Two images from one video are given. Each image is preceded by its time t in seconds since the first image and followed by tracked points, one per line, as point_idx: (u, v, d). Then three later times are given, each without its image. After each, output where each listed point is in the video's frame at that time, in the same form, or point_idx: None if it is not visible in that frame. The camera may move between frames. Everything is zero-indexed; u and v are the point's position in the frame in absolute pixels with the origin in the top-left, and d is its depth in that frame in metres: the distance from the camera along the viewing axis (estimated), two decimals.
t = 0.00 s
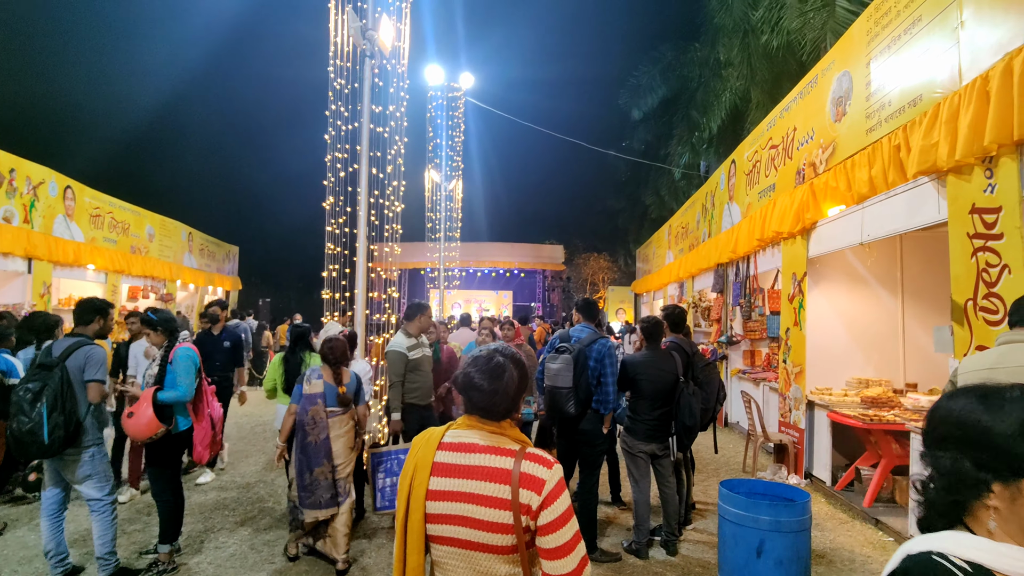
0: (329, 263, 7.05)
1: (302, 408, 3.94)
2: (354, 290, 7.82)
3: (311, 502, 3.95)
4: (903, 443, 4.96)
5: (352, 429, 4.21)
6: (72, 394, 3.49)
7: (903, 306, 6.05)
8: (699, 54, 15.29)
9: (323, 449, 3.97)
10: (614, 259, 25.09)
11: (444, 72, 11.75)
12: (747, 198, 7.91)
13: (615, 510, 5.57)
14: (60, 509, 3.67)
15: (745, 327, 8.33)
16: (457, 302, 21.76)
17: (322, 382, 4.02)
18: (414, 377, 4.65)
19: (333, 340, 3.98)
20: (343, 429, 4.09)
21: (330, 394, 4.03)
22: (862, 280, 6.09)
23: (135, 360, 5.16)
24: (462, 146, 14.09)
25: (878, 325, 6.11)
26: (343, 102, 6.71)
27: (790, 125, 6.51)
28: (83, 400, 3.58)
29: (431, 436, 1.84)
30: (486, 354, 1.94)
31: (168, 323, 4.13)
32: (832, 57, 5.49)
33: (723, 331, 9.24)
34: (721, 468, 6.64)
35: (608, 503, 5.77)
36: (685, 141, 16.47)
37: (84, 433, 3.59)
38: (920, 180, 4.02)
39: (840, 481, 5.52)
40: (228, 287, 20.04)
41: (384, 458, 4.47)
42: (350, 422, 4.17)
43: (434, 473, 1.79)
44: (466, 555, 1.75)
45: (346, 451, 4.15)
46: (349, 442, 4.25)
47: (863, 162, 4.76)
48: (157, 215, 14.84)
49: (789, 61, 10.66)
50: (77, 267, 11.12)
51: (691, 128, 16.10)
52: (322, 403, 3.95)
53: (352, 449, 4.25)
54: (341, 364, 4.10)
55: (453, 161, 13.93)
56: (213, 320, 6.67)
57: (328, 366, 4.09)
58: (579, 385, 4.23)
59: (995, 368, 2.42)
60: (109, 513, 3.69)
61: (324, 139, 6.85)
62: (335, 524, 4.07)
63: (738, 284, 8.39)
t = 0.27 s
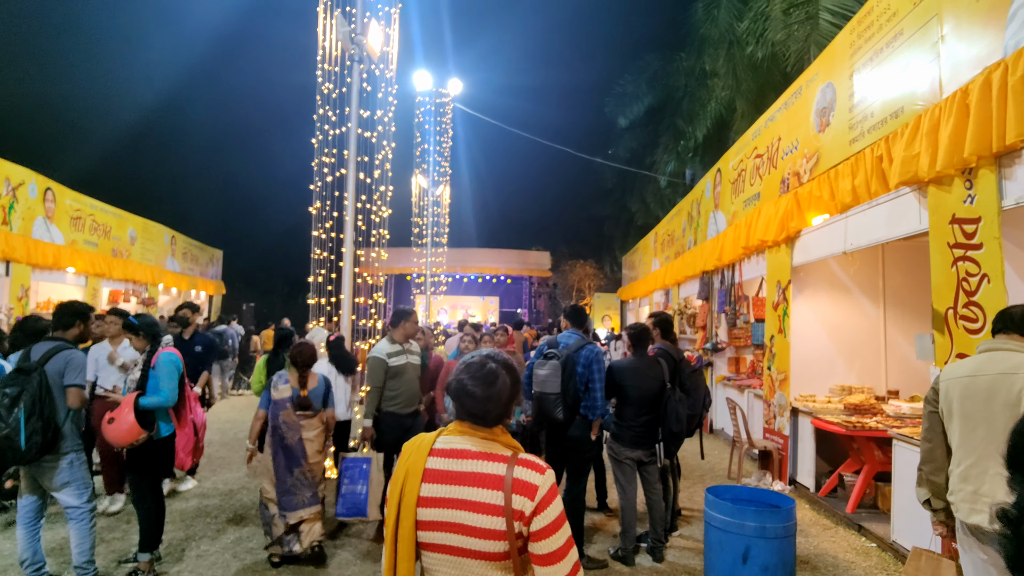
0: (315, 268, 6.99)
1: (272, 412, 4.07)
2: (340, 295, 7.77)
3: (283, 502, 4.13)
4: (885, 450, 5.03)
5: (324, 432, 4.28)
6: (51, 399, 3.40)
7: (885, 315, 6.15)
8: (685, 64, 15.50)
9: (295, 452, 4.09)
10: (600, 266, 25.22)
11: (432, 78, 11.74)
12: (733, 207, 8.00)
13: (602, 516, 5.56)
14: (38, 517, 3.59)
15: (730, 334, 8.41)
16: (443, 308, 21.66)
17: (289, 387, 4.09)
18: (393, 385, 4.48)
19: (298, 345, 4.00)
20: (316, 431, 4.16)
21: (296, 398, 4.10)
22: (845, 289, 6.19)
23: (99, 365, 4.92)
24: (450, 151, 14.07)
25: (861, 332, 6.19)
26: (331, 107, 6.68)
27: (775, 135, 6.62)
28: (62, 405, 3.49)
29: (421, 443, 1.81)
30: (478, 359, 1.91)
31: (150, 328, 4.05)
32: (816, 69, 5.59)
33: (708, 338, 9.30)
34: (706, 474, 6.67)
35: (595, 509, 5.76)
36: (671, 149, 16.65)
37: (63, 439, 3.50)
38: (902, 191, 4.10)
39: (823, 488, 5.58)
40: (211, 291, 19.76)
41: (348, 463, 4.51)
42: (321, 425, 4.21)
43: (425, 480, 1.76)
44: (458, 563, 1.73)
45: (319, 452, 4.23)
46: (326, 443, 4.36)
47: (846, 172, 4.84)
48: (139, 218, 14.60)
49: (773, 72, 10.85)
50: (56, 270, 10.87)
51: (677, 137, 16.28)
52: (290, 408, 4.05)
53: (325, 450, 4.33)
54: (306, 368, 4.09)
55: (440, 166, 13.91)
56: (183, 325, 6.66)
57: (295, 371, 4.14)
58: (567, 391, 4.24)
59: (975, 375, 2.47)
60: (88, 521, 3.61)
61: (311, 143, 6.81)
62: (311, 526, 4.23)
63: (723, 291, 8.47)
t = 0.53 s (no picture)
0: (305, 271, 6.93)
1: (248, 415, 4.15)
2: (329, 299, 7.71)
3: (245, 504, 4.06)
4: (874, 454, 5.05)
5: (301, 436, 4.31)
6: (33, 405, 3.32)
7: (874, 320, 6.17)
8: (675, 69, 15.61)
9: (261, 454, 4.10)
10: (591, 270, 25.26)
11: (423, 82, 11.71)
12: (723, 212, 8.04)
13: (593, 522, 5.54)
14: (19, 524, 3.51)
15: (720, 339, 8.44)
16: (433, 312, 21.58)
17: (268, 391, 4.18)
18: (377, 393, 4.34)
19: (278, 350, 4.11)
20: (294, 434, 4.21)
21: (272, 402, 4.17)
22: (834, 293, 6.22)
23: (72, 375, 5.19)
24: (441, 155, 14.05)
25: (850, 337, 6.22)
26: (322, 109, 6.63)
27: (765, 140, 6.66)
28: (44, 410, 3.39)
29: (416, 448, 1.79)
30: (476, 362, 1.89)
31: (136, 331, 3.95)
32: (806, 76, 5.64)
33: (699, 342, 9.33)
34: (697, 479, 6.67)
35: (586, 515, 5.73)
36: (661, 154, 16.74)
37: (45, 445, 3.41)
38: (891, 197, 4.13)
39: (814, 492, 5.59)
40: (200, 294, 19.55)
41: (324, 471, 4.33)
42: (300, 427, 4.28)
43: (420, 486, 1.73)
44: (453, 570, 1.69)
45: (293, 455, 4.23)
46: (304, 446, 4.40)
47: (836, 178, 4.87)
48: (126, 220, 14.43)
49: (763, 79, 10.95)
50: (40, 272, 10.70)
51: (667, 142, 16.37)
52: (264, 411, 4.11)
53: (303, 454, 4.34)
54: (285, 372, 4.19)
55: (432, 170, 13.88)
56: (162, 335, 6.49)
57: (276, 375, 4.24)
58: (556, 395, 4.20)
59: (966, 379, 2.48)
60: (71, 529, 3.52)
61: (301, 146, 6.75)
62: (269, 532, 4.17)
63: (713, 296, 8.50)
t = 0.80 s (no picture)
0: (291, 270, 6.82)
1: (233, 407, 4.30)
2: (315, 298, 7.61)
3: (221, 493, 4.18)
4: (859, 455, 5.08)
5: (284, 431, 4.45)
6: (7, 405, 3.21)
7: (859, 321, 6.22)
8: (663, 72, 15.70)
9: (240, 446, 4.24)
10: (578, 271, 25.30)
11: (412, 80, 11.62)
12: (711, 213, 8.07)
13: (581, 523, 5.51)
14: None
15: (707, 339, 8.48)
16: (420, 312, 21.45)
17: (255, 384, 4.35)
18: (359, 395, 4.22)
19: (270, 347, 4.29)
20: (277, 428, 4.37)
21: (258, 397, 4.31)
22: (820, 295, 6.27)
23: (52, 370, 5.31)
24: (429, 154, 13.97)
25: (836, 339, 6.26)
26: (309, 106, 6.54)
27: (753, 143, 6.70)
28: (18, 411, 3.28)
29: (405, 452, 1.74)
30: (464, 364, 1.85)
31: (116, 329, 3.86)
32: (793, 79, 5.67)
33: (686, 343, 9.36)
34: (684, 480, 6.67)
35: (573, 516, 5.70)
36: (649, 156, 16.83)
37: (19, 446, 3.31)
38: (877, 199, 4.16)
39: (799, 493, 5.61)
40: (183, 293, 19.24)
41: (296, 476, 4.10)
42: (283, 423, 4.41)
43: (410, 489, 1.69)
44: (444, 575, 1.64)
45: (274, 448, 4.37)
46: (289, 440, 4.56)
47: (824, 180, 4.90)
48: (108, 217, 14.14)
49: (750, 82, 11.06)
50: (18, 269, 10.44)
51: (655, 144, 16.46)
52: (248, 404, 4.25)
53: (287, 449, 4.49)
54: (275, 368, 4.37)
55: (419, 169, 13.80)
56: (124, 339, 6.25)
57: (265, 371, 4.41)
58: (542, 395, 4.18)
59: (953, 381, 2.48)
60: (46, 532, 3.41)
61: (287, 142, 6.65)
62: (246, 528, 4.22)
63: (701, 297, 8.53)
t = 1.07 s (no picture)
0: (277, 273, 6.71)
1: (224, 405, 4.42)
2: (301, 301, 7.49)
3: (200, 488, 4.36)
4: (847, 459, 5.09)
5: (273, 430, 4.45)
6: None
7: (847, 326, 6.25)
8: (652, 76, 15.78)
9: (227, 444, 4.33)
10: (567, 275, 25.31)
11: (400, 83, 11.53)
12: (700, 217, 8.08)
13: (570, 528, 5.45)
14: None
15: (695, 343, 8.48)
16: (408, 315, 21.29)
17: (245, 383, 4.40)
18: (337, 402, 3.90)
19: (262, 347, 4.32)
20: (265, 427, 4.36)
21: (247, 396, 4.37)
22: (808, 299, 6.29)
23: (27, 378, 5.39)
24: (418, 157, 13.88)
25: (824, 343, 6.28)
26: (296, 108, 6.46)
27: (741, 147, 6.71)
28: None
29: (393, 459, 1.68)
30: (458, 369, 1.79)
31: (95, 333, 3.73)
32: (781, 83, 5.69)
33: (674, 347, 9.35)
34: (673, 484, 6.64)
35: (562, 521, 5.64)
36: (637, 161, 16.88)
37: None
38: (865, 204, 4.17)
39: (788, 497, 5.61)
40: (168, 296, 18.94)
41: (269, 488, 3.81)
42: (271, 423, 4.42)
43: (398, 497, 1.62)
44: None
45: (263, 448, 4.37)
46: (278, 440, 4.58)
47: (812, 184, 4.90)
48: (91, 219, 13.88)
49: (737, 88, 11.14)
50: None
51: (643, 148, 16.52)
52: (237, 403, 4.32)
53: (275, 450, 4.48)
54: (265, 368, 4.39)
55: (408, 172, 13.71)
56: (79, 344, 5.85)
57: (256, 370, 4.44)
58: (529, 398, 4.14)
59: (943, 386, 2.47)
60: (21, 542, 3.29)
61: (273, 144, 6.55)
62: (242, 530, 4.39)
63: (689, 301, 8.53)
